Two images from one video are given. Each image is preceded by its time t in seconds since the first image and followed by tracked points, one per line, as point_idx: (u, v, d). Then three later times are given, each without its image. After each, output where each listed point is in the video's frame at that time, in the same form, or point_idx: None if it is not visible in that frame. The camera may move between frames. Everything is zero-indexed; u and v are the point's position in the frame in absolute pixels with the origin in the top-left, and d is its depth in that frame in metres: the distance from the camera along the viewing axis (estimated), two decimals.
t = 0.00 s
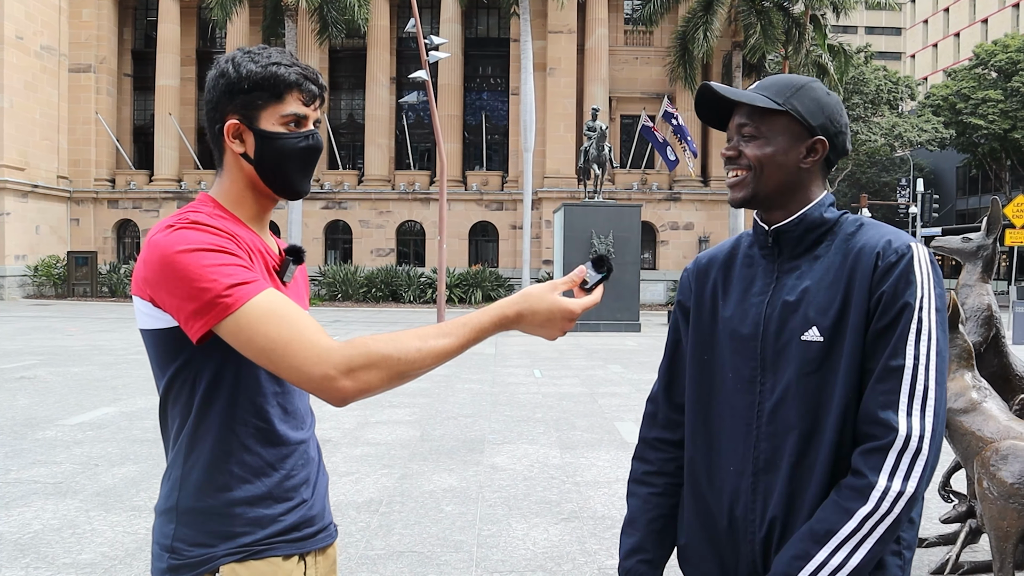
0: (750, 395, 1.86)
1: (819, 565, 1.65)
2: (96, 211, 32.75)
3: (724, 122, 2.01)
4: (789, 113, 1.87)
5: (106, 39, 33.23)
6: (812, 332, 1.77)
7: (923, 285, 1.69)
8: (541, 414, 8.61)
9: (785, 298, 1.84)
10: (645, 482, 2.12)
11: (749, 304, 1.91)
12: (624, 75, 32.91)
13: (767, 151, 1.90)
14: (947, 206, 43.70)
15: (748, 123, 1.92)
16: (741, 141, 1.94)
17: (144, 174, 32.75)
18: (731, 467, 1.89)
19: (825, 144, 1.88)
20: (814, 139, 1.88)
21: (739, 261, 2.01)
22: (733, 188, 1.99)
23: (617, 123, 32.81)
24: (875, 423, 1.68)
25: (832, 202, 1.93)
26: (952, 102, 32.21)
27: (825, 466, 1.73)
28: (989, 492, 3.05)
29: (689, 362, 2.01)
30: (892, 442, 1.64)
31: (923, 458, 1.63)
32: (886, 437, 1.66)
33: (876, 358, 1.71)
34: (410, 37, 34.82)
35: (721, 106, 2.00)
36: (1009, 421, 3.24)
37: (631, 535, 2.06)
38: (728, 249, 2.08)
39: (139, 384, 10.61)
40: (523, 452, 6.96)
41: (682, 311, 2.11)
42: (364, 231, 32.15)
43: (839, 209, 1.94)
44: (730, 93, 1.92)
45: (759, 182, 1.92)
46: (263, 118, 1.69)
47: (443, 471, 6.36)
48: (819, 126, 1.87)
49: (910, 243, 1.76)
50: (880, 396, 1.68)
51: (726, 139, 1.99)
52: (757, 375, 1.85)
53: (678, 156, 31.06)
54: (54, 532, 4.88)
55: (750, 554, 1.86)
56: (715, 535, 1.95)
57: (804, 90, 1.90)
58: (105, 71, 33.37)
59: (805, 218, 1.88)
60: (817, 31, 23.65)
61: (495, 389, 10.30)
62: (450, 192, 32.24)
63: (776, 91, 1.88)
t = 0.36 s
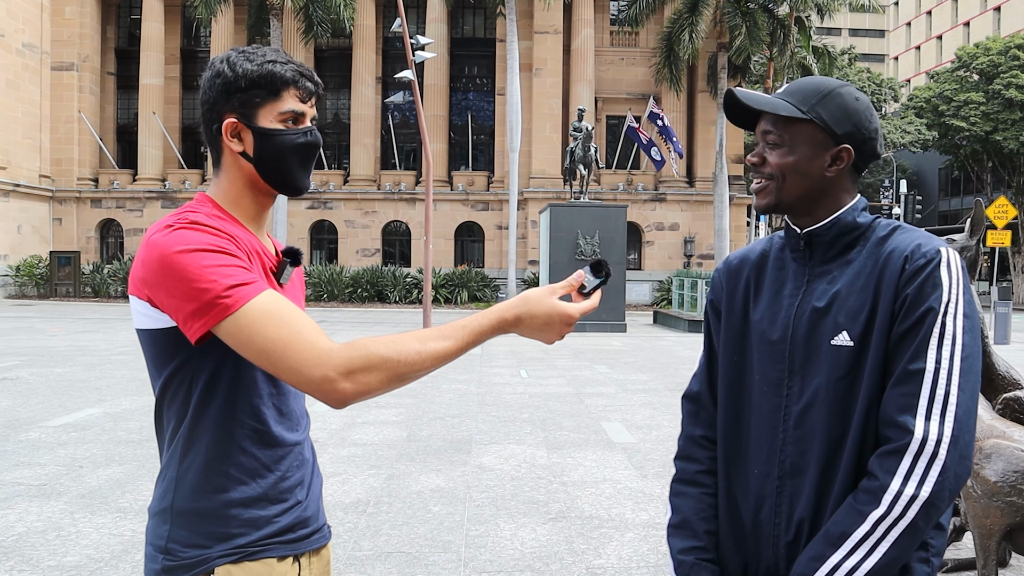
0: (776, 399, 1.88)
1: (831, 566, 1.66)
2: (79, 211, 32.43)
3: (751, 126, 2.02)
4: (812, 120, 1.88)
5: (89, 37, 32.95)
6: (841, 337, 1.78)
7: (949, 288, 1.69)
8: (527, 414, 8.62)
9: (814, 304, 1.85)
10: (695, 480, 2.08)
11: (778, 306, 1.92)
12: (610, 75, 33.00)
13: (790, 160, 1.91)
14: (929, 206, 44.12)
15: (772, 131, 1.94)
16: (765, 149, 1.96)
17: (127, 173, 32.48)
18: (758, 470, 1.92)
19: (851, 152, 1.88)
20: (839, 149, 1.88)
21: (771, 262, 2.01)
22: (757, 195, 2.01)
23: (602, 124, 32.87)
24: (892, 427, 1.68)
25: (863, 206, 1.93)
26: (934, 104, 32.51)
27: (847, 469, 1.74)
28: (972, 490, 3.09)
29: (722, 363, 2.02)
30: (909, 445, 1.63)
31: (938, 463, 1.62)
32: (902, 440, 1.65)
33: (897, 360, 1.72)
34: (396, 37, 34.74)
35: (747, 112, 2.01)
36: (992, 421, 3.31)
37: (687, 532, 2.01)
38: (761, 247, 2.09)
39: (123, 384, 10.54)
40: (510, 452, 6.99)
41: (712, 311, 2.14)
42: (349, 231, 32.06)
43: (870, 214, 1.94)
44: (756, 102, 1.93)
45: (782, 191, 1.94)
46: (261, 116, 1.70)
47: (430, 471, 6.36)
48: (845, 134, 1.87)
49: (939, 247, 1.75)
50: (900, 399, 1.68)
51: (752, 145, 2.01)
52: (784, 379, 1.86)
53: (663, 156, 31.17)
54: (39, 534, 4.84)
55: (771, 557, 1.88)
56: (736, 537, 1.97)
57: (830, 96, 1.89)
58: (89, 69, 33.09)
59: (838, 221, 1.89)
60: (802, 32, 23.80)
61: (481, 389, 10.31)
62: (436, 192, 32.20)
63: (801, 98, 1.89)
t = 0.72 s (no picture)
0: (814, 404, 1.93)
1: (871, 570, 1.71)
2: (64, 210, 32.13)
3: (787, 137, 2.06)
4: (846, 133, 1.91)
5: (73, 35, 32.72)
6: (882, 342, 1.82)
7: (991, 296, 1.72)
8: (516, 414, 8.63)
9: (854, 309, 1.89)
10: (749, 486, 2.07)
11: (815, 312, 1.97)
12: (597, 75, 33.05)
13: (826, 172, 1.95)
14: (914, 207, 44.48)
15: (808, 143, 1.97)
16: (804, 161, 1.99)
17: (112, 173, 32.22)
18: (796, 473, 1.97)
19: (888, 162, 1.91)
20: (877, 158, 1.91)
21: (808, 270, 2.06)
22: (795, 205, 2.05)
23: (589, 124, 32.91)
24: (936, 436, 1.70)
25: (902, 213, 1.96)
26: (919, 105, 32.81)
27: (889, 476, 1.78)
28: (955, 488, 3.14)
29: (763, 367, 2.09)
30: (956, 453, 1.66)
31: (985, 472, 1.65)
32: (949, 448, 1.68)
33: (940, 368, 1.74)
34: (383, 36, 34.65)
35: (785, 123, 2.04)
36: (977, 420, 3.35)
37: (750, 536, 1.99)
38: (798, 251, 2.14)
39: (108, 385, 10.47)
40: (498, 452, 6.99)
41: (746, 315, 2.20)
42: (336, 231, 31.96)
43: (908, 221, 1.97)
44: (796, 115, 1.96)
45: (820, 203, 1.98)
46: (255, 116, 1.70)
47: (419, 471, 6.36)
48: (880, 143, 1.90)
49: (981, 258, 1.78)
50: (946, 408, 1.70)
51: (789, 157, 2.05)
52: (821, 384, 1.92)
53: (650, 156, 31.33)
54: (24, 536, 4.80)
55: (806, 562, 1.94)
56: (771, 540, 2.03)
57: (865, 106, 1.92)
58: (73, 68, 32.83)
59: (879, 228, 1.91)
60: (789, 33, 23.94)
61: (469, 389, 10.32)
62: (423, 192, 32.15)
63: (834, 111, 1.92)
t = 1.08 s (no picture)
0: (786, 403, 1.96)
1: (860, 568, 1.74)
2: (45, 210, 31.81)
3: (765, 135, 2.10)
4: (826, 128, 1.96)
5: (55, 34, 32.44)
6: (860, 342, 1.86)
7: (977, 306, 1.79)
8: (501, 415, 8.65)
9: (830, 308, 1.93)
10: (718, 487, 2.10)
11: (787, 310, 2.00)
12: (582, 77, 33.16)
13: (805, 167, 1.99)
14: (896, 209, 44.92)
15: (786, 140, 2.01)
16: (781, 157, 2.03)
17: (94, 173, 31.93)
18: (768, 471, 1.99)
19: (864, 158, 1.96)
20: (853, 154, 1.95)
21: (776, 272, 2.11)
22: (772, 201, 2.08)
23: (574, 125, 32.98)
24: (925, 438, 1.76)
25: (870, 219, 2.03)
26: (901, 107, 33.18)
27: (872, 476, 1.82)
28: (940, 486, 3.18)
29: (732, 366, 2.11)
30: (945, 456, 1.73)
31: (969, 471, 1.73)
32: (938, 451, 1.74)
33: (927, 374, 1.80)
34: (368, 37, 34.57)
35: (763, 120, 2.08)
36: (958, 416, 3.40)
37: (721, 538, 2.01)
38: (764, 258, 2.17)
39: (91, 387, 10.37)
40: (484, 453, 7.00)
41: (715, 314, 2.24)
42: (320, 232, 31.86)
43: (875, 227, 2.05)
44: (776, 112, 2.01)
45: (798, 196, 2.01)
46: (250, 121, 1.71)
47: (405, 472, 6.37)
48: (856, 141, 1.95)
49: (960, 268, 1.86)
50: (938, 411, 1.76)
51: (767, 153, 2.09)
52: (794, 384, 1.95)
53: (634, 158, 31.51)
54: (7, 540, 4.76)
55: (781, 561, 1.96)
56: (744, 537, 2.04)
57: (842, 104, 1.98)
58: (55, 67, 32.51)
59: (853, 231, 1.96)
60: (772, 35, 24.11)
61: (455, 390, 10.33)
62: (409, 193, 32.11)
63: (815, 107, 1.96)
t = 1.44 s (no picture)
0: (727, 395, 2.03)
1: (791, 551, 1.84)
2: (29, 211, 31.50)
3: (705, 137, 2.18)
4: (762, 132, 2.05)
5: (39, 34, 32.20)
6: (796, 336, 1.95)
7: (904, 304, 1.94)
8: (490, 416, 8.69)
9: (769, 303, 2.01)
10: (656, 477, 2.17)
11: (728, 305, 2.08)
12: (570, 79, 33.23)
13: (743, 170, 2.08)
14: (881, 211, 45.27)
15: (724, 142, 2.10)
16: (720, 159, 2.12)
17: (80, 174, 31.67)
18: (708, 459, 2.06)
19: (798, 161, 2.07)
20: (787, 157, 2.05)
21: (718, 269, 2.18)
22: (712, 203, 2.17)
23: (562, 127, 33.06)
24: (853, 425, 1.89)
25: (808, 219, 2.12)
26: (886, 111, 33.46)
27: (805, 462, 1.93)
28: (927, 486, 3.22)
29: (673, 359, 2.16)
30: (869, 443, 1.87)
31: (891, 457, 1.87)
32: (863, 438, 1.88)
33: (857, 365, 1.93)
34: (356, 39, 34.54)
35: (703, 123, 2.16)
36: (946, 419, 3.44)
37: (660, 526, 2.08)
38: (706, 258, 2.24)
39: (77, 390, 10.29)
40: (473, 454, 7.02)
41: (658, 310, 2.29)
42: (308, 233, 31.77)
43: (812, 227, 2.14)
44: (715, 116, 2.09)
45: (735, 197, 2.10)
46: (249, 123, 1.71)
47: (394, 474, 6.37)
48: (790, 145, 2.06)
49: (891, 268, 2.00)
50: (862, 399, 1.90)
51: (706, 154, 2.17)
52: (735, 375, 2.02)
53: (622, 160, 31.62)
54: None
55: (720, 544, 2.04)
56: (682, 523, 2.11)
57: (777, 110, 2.08)
58: (39, 67, 32.25)
59: (790, 231, 2.06)
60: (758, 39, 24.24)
61: (443, 392, 10.34)
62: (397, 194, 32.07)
63: (750, 113, 2.07)
